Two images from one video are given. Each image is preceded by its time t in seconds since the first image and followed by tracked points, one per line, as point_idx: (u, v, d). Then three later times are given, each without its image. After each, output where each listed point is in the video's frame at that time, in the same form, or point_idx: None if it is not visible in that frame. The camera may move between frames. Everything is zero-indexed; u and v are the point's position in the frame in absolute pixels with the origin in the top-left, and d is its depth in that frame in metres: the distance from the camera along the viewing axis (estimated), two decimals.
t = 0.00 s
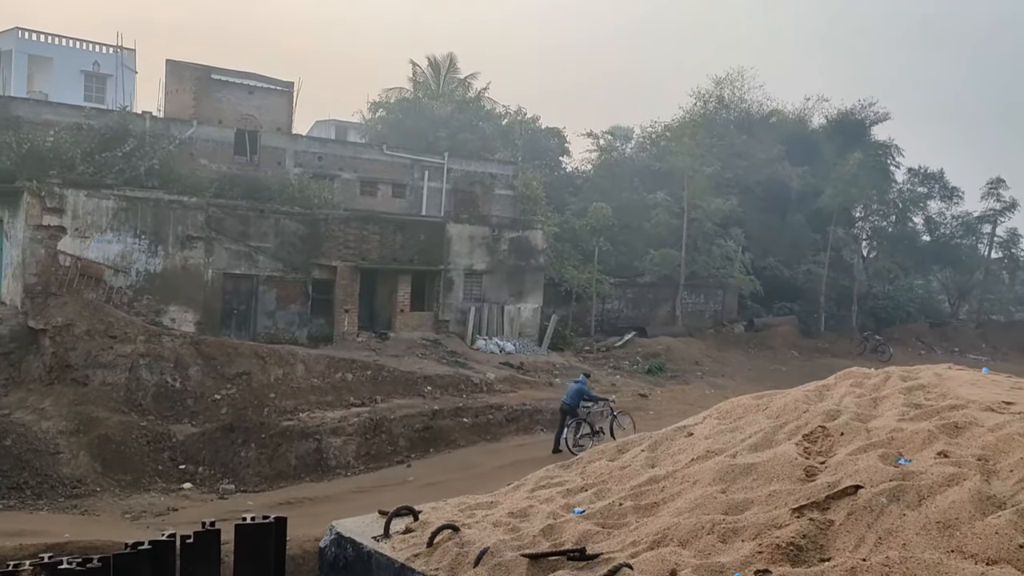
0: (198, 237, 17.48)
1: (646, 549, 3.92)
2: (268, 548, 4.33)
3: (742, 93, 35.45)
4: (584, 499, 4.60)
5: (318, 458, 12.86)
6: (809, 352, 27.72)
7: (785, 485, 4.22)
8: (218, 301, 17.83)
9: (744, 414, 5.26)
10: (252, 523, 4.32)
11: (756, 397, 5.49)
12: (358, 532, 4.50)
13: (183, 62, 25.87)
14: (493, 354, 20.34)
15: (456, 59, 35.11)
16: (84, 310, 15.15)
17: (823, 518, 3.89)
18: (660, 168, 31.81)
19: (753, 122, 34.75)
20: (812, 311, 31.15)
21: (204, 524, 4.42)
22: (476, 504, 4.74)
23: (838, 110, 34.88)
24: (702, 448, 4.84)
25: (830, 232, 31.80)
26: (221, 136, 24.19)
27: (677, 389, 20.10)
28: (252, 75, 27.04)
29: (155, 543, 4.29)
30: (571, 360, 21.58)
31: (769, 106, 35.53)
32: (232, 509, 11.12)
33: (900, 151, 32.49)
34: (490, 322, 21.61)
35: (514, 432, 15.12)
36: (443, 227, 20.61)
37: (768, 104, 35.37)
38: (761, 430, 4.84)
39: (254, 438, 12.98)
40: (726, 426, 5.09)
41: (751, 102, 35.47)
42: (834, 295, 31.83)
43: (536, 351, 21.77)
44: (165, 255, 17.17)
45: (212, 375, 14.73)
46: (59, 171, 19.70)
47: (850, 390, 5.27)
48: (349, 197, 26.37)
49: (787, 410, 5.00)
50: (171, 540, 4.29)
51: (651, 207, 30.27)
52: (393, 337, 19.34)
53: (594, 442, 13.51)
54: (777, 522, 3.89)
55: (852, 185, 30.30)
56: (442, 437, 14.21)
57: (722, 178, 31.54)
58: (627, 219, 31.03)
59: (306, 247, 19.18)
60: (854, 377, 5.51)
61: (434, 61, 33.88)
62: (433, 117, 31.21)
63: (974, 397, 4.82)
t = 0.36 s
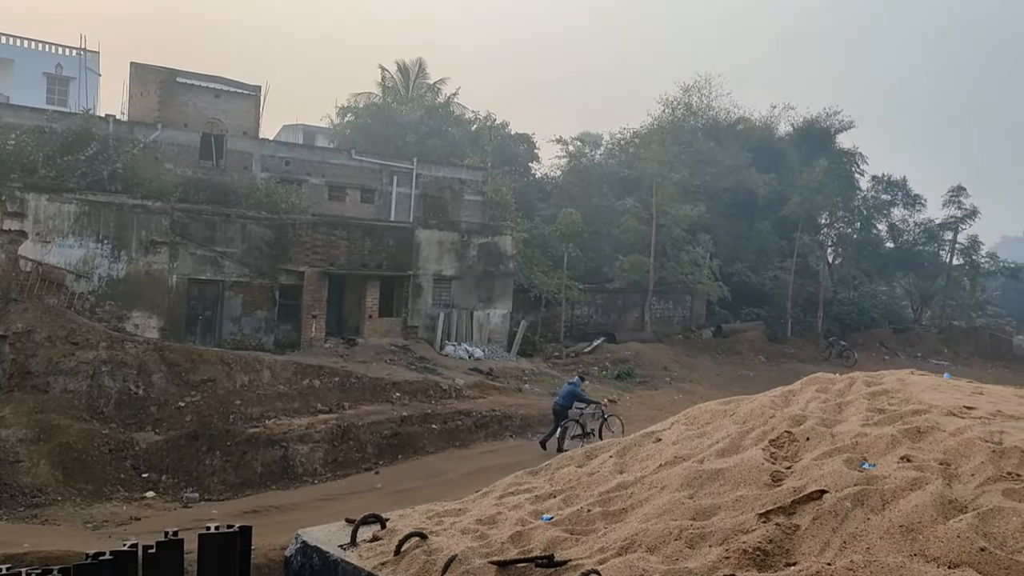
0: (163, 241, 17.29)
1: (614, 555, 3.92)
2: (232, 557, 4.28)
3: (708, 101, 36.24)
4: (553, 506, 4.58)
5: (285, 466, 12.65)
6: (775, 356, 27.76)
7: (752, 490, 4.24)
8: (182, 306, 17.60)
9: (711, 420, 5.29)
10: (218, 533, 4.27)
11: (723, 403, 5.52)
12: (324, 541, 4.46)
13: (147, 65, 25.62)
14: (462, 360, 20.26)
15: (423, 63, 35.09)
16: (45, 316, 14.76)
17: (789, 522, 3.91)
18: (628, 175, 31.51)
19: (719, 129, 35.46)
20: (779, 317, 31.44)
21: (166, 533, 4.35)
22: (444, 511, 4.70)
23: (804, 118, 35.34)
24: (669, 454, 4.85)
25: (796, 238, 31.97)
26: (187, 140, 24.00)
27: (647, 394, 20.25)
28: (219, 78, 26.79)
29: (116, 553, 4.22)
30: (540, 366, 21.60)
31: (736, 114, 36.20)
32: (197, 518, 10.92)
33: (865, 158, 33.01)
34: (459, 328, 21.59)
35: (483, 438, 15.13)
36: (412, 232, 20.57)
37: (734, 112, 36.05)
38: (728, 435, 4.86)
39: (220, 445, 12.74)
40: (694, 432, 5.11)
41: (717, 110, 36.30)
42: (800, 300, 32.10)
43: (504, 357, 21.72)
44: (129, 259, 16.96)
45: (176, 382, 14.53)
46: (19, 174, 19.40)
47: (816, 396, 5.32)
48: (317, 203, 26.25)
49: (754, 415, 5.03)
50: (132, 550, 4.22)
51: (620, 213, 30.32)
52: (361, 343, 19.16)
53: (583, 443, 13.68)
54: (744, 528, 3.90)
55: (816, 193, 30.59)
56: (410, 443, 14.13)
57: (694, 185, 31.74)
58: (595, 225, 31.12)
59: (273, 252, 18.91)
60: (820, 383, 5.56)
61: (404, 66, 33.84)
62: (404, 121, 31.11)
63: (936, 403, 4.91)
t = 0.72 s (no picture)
0: (132, 245, 17.09)
1: (586, 559, 3.91)
2: (202, 563, 4.25)
3: (681, 106, 36.59)
4: (526, 509, 4.57)
5: (256, 470, 12.59)
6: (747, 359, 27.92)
7: (724, 493, 4.26)
8: (153, 310, 17.42)
9: (684, 422, 5.30)
10: (188, 539, 4.22)
11: (696, 406, 5.54)
12: (296, 546, 4.43)
13: (117, 67, 25.45)
14: (435, 364, 20.23)
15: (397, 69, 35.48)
16: (13, 319, 14.69)
17: (760, 525, 3.92)
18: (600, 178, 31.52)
19: (692, 133, 35.97)
20: (751, 320, 31.24)
21: (136, 539, 4.31)
22: (417, 515, 4.69)
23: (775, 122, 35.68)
24: (642, 457, 4.86)
25: (768, 243, 32.21)
26: (156, 142, 23.67)
27: (619, 396, 20.36)
28: (190, 80, 26.63)
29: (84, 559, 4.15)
30: (514, 369, 21.60)
31: (708, 118, 36.57)
32: (168, 523, 10.78)
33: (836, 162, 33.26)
34: (433, 331, 21.59)
35: (456, 442, 15.10)
36: (385, 236, 20.53)
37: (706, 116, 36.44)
38: (700, 439, 4.88)
39: (190, 450, 12.57)
40: (666, 435, 5.13)
41: (690, 113, 36.67)
42: (772, 304, 32.12)
43: (477, 360, 21.61)
44: (98, 263, 16.77)
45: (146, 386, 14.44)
46: None
47: (788, 399, 5.36)
48: (290, 206, 25.98)
49: (727, 418, 5.05)
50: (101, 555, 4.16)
51: (593, 217, 30.35)
52: (334, 347, 19.16)
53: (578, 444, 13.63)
54: (716, 530, 3.91)
55: (787, 197, 30.82)
56: (382, 447, 14.10)
57: (664, 189, 31.71)
58: (570, 228, 31.18)
59: (246, 256, 18.72)
60: (791, 386, 5.59)
61: (377, 69, 34.30)
62: (379, 125, 31.45)
63: (905, 404, 4.95)
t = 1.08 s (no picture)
0: (117, 244, 17.12)
1: (572, 558, 3.91)
2: (187, 564, 4.23)
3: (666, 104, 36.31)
4: (511, 509, 4.56)
5: (241, 470, 12.50)
6: (733, 358, 27.89)
7: (709, 491, 4.26)
8: (137, 309, 17.44)
9: (669, 421, 5.31)
10: (172, 539, 4.21)
11: (680, 405, 5.55)
12: (281, 546, 4.42)
13: (101, 65, 25.39)
14: (419, 363, 20.13)
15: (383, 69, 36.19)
16: None
17: (745, 523, 3.93)
18: (587, 177, 31.70)
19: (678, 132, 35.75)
20: (735, 319, 31.45)
21: (120, 539, 4.29)
22: (402, 515, 4.69)
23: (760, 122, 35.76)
24: (627, 456, 4.86)
25: (753, 242, 32.14)
26: (141, 141, 23.64)
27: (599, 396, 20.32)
28: (174, 79, 26.53)
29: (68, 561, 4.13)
30: (499, 368, 21.57)
31: (694, 118, 36.40)
32: (152, 523, 10.73)
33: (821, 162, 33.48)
34: (418, 331, 21.48)
35: (441, 441, 15.01)
36: (370, 236, 20.49)
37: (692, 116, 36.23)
38: (685, 437, 4.88)
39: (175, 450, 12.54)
40: (651, 434, 5.13)
41: (675, 113, 36.44)
42: (757, 303, 32.15)
43: (462, 360, 21.52)
44: (82, 262, 16.75)
45: (130, 386, 14.39)
46: None
47: (772, 397, 5.37)
48: (274, 205, 25.95)
49: (711, 417, 5.06)
50: (83, 557, 4.14)
51: (579, 216, 30.10)
52: (319, 346, 19.08)
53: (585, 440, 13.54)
54: (701, 529, 3.91)
55: (774, 196, 30.91)
56: (367, 447, 14.05)
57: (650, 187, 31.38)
58: (556, 227, 31.01)
59: (230, 255, 18.71)
60: (775, 384, 5.60)
61: (362, 68, 34.26)
62: (365, 123, 31.42)
63: (888, 403, 4.98)
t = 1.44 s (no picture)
0: (94, 241, 17.02)
1: (550, 555, 3.92)
2: (163, 563, 4.23)
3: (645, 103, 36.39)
4: (489, 506, 4.57)
5: (220, 467, 12.44)
6: (712, 355, 28.01)
7: (687, 488, 4.28)
8: (114, 308, 17.37)
9: (647, 419, 5.32)
10: (148, 538, 4.21)
11: (658, 403, 5.57)
12: (258, 544, 4.42)
13: (78, 62, 25.24)
14: (397, 361, 20.14)
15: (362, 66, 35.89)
16: None
17: (722, 520, 3.94)
18: (566, 176, 31.43)
19: (657, 131, 35.84)
20: (715, 317, 31.52)
21: (96, 539, 4.29)
22: (381, 513, 4.69)
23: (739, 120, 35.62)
24: (605, 453, 4.87)
25: (733, 239, 32.00)
26: (118, 138, 23.49)
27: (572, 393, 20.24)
28: (151, 75, 26.39)
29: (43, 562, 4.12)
30: (478, 366, 21.53)
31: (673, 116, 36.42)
32: (128, 522, 10.68)
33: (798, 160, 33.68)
34: (396, 329, 21.46)
35: (422, 439, 14.94)
36: (349, 234, 20.42)
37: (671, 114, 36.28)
38: (663, 435, 4.90)
39: (153, 448, 12.49)
40: (629, 431, 5.14)
41: (654, 111, 36.48)
42: (736, 300, 32.16)
43: (439, 357, 21.42)
44: (58, 260, 16.66)
45: (107, 385, 14.32)
46: None
47: (749, 395, 5.40)
48: (251, 203, 25.80)
49: (688, 415, 5.08)
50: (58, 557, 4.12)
51: (558, 214, 29.68)
52: (298, 345, 18.91)
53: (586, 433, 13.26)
54: (678, 526, 3.92)
55: (752, 193, 30.98)
56: (346, 445, 13.96)
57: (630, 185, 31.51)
58: (535, 226, 30.69)
59: (208, 254, 18.62)
60: (753, 382, 5.62)
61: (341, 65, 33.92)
62: (342, 121, 31.01)
63: (864, 400, 5.01)
